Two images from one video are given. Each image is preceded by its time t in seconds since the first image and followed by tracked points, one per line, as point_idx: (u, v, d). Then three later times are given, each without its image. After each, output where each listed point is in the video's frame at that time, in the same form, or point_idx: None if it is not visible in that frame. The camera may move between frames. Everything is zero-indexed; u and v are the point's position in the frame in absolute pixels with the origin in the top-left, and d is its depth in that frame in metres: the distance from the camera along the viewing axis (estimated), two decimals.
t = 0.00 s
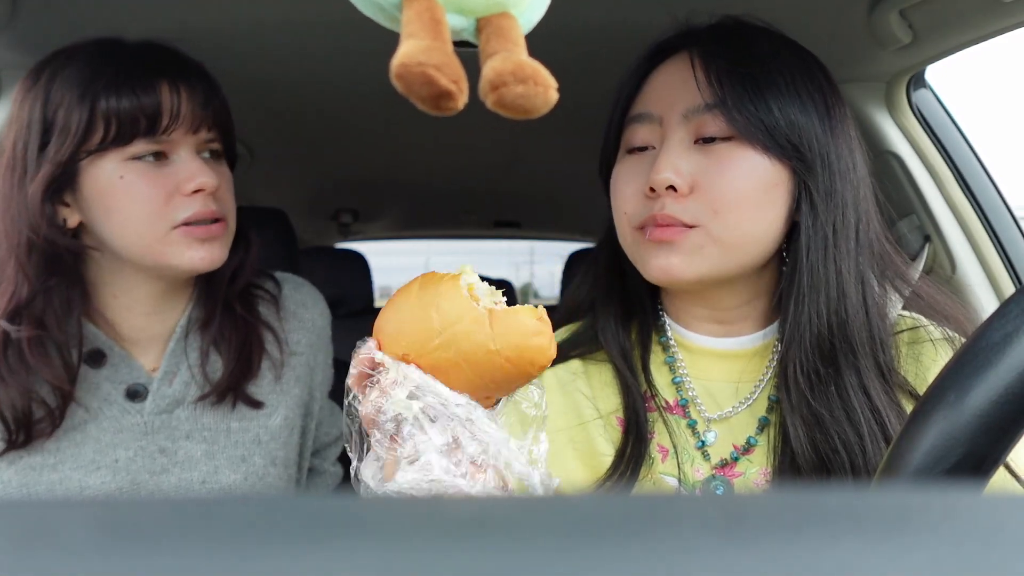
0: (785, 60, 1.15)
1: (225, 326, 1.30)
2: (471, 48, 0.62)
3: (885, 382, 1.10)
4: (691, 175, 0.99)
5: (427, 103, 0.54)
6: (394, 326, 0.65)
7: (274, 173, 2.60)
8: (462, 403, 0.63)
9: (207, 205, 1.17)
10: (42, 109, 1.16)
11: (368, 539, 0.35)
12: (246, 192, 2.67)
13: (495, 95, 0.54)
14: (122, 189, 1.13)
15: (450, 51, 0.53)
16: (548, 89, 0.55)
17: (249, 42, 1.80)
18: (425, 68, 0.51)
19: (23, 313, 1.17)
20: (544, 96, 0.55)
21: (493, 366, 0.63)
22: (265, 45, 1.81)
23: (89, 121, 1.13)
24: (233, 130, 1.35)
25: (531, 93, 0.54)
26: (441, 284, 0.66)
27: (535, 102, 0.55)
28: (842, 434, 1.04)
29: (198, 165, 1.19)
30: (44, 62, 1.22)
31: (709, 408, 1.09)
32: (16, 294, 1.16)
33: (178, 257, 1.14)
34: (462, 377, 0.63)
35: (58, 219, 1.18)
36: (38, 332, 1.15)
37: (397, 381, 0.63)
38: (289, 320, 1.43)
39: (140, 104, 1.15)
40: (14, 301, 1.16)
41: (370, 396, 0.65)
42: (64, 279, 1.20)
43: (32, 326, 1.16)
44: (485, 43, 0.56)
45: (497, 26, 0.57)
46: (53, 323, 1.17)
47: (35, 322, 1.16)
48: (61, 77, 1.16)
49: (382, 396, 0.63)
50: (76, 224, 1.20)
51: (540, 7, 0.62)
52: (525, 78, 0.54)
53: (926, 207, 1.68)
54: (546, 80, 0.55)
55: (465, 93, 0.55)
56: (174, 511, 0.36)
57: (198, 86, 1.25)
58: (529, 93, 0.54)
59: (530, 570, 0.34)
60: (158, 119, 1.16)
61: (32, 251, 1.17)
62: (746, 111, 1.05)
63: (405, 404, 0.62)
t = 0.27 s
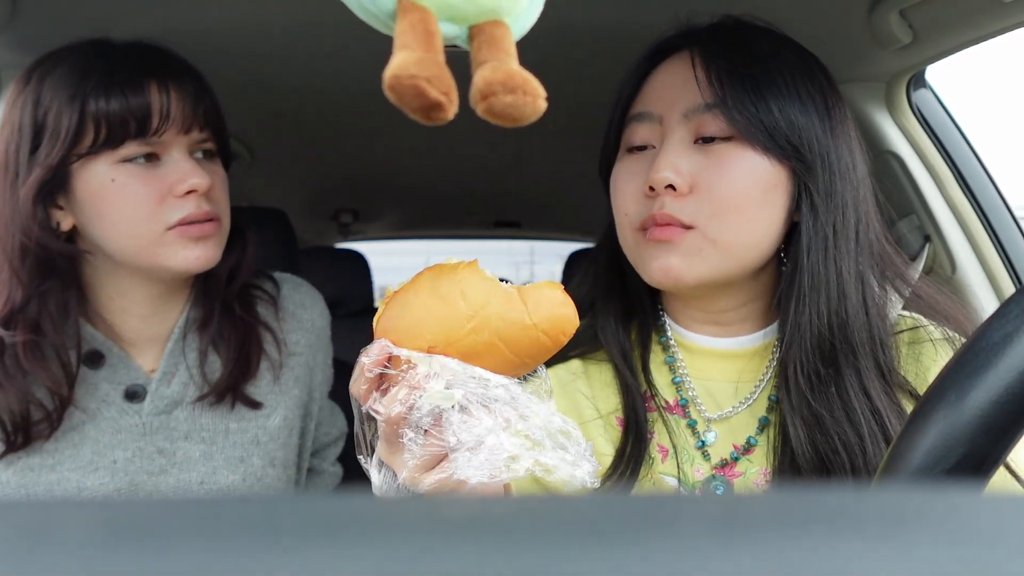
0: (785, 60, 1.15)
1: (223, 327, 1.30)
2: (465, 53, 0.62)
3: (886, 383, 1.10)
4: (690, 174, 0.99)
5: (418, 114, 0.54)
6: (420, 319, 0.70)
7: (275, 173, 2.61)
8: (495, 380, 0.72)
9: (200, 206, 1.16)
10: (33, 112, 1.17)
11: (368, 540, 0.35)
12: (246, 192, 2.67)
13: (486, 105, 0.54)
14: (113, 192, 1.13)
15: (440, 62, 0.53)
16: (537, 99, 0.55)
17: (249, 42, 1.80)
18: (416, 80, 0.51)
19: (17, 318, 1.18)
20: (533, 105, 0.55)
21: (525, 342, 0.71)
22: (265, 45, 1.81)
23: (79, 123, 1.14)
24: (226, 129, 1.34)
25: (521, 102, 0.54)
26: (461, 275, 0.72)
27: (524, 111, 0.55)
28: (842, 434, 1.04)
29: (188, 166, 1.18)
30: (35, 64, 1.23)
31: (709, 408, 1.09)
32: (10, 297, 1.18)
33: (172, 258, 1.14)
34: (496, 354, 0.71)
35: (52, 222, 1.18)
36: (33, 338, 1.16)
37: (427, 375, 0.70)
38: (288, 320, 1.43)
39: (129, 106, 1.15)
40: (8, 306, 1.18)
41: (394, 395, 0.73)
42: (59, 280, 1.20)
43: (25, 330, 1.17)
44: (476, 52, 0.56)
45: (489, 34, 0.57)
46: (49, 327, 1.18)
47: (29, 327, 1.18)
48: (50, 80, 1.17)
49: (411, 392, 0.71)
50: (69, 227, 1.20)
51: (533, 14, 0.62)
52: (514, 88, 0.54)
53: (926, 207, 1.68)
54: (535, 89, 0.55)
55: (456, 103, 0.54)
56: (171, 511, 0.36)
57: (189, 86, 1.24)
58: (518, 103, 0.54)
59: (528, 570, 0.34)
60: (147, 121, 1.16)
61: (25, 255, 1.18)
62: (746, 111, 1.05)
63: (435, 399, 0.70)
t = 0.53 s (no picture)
0: (786, 60, 1.15)
1: (224, 326, 1.30)
2: (466, 48, 0.62)
3: (886, 383, 1.10)
4: (691, 175, 0.99)
5: (414, 99, 0.54)
6: (417, 318, 0.70)
7: (275, 173, 2.61)
8: (493, 375, 0.72)
9: (197, 205, 1.16)
10: (30, 111, 1.17)
11: (370, 540, 0.35)
12: (246, 192, 2.67)
13: (484, 93, 0.54)
14: (109, 191, 1.13)
15: (438, 47, 0.53)
16: (537, 87, 0.55)
17: (250, 42, 1.80)
18: (412, 63, 0.51)
19: (16, 316, 1.19)
20: (534, 94, 0.54)
21: (523, 335, 0.71)
22: (265, 45, 1.82)
23: (75, 122, 1.14)
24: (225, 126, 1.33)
25: (520, 91, 0.54)
26: (457, 272, 0.72)
27: (524, 100, 0.54)
28: (842, 434, 1.05)
29: (185, 164, 1.18)
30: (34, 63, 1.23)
31: (709, 408, 1.09)
32: (7, 296, 1.19)
33: (168, 258, 1.14)
34: (494, 349, 0.71)
35: (49, 220, 1.19)
36: (29, 336, 1.17)
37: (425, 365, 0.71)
38: (288, 321, 1.43)
39: (125, 105, 1.15)
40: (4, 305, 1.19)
41: (392, 390, 0.73)
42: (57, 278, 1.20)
43: (22, 329, 1.18)
44: (475, 41, 0.57)
45: (487, 23, 0.57)
46: (46, 326, 1.18)
47: (26, 325, 1.18)
48: (49, 77, 1.17)
49: (410, 387, 0.72)
50: (66, 226, 1.20)
51: (534, 8, 0.62)
52: (514, 75, 0.53)
53: (926, 207, 1.68)
54: (535, 77, 0.55)
55: (453, 89, 0.54)
56: (171, 510, 0.36)
57: (186, 84, 1.23)
58: (517, 91, 0.54)
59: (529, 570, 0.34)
60: (143, 119, 1.15)
61: (21, 254, 1.19)
62: (747, 111, 1.05)
63: (435, 394, 0.71)
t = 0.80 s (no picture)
0: (785, 60, 1.15)
1: (224, 326, 1.30)
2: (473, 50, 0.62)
3: (885, 381, 1.10)
4: (692, 174, 0.99)
5: (429, 111, 0.54)
6: (417, 317, 0.71)
7: (275, 173, 2.61)
8: (484, 376, 0.72)
9: (193, 208, 1.16)
10: (27, 111, 1.17)
11: (373, 539, 0.35)
12: (246, 192, 2.67)
13: (497, 101, 0.54)
14: (105, 194, 1.13)
15: (452, 59, 0.53)
16: (549, 94, 0.55)
17: (250, 42, 1.80)
18: (428, 76, 0.51)
19: (14, 318, 1.18)
20: (547, 101, 0.55)
21: (517, 339, 0.71)
22: (265, 45, 1.82)
23: (69, 124, 1.14)
24: (222, 126, 1.32)
25: (533, 98, 0.54)
26: (456, 272, 0.73)
27: (537, 107, 0.55)
28: (841, 433, 1.05)
29: (180, 167, 1.17)
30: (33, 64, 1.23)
31: (709, 408, 1.09)
32: (6, 298, 1.19)
33: (163, 260, 1.14)
34: (488, 351, 0.71)
35: (47, 222, 1.19)
36: (29, 339, 1.17)
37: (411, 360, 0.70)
38: (288, 321, 1.42)
39: (119, 107, 1.14)
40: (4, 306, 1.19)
41: (385, 384, 0.73)
42: (54, 280, 1.20)
43: (21, 331, 1.17)
44: (486, 48, 0.56)
45: (498, 30, 0.57)
46: (46, 327, 1.18)
47: (26, 328, 1.17)
48: (45, 78, 1.17)
49: (400, 382, 0.72)
50: (65, 227, 1.20)
51: (542, 7, 0.61)
52: (526, 84, 0.54)
53: (926, 207, 1.68)
54: (548, 85, 0.55)
55: (467, 100, 0.54)
56: (172, 510, 0.36)
57: (181, 85, 1.22)
58: (530, 99, 0.54)
59: (529, 570, 0.34)
60: (137, 121, 1.15)
61: (19, 256, 1.19)
62: (747, 111, 1.05)
63: (422, 391, 0.70)
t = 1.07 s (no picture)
0: (788, 58, 1.15)
1: (224, 327, 1.30)
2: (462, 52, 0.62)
3: (887, 376, 1.10)
4: (699, 173, 0.99)
5: (410, 108, 0.54)
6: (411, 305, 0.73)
7: (275, 173, 2.61)
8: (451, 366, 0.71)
9: (190, 210, 1.15)
10: (22, 114, 1.18)
11: (371, 540, 0.35)
12: (246, 192, 2.67)
13: (480, 101, 0.54)
14: (100, 197, 1.13)
15: (435, 57, 0.53)
16: (531, 96, 0.55)
17: (250, 41, 1.80)
18: (410, 73, 0.51)
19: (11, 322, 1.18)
20: (528, 103, 0.54)
21: (487, 334, 0.69)
22: (265, 45, 1.82)
23: (62, 128, 1.13)
24: (218, 125, 1.31)
25: (515, 99, 0.54)
26: (451, 266, 0.73)
27: (519, 108, 0.55)
28: (843, 429, 1.04)
29: (175, 168, 1.17)
30: (29, 65, 1.23)
31: (711, 409, 1.09)
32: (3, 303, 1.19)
33: (160, 262, 1.14)
34: (461, 342, 0.70)
35: (44, 226, 1.20)
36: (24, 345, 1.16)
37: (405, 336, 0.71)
38: (290, 321, 1.42)
39: (111, 109, 1.14)
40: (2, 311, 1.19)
41: (376, 356, 0.74)
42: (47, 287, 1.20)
43: (18, 336, 1.17)
44: (471, 48, 0.56)
45: (484, 30, 0.57)
46: (44, 331, 1.18)
47: (24, 331, 1.18)
48: (39, 80, 1.17)
49: (388, 352, 0.72)
50: (62, 231, 1.21)
51: (531, 11, 0.62)
52: (508, 85, 0.53)
53: (927, 206, 1.68)
54: (530, 87, 0.55)
55: (449, 98, 0.54)
56: (169, 511, 0.36)
57: (173, 85, 1.22)
58: (512, 99, 0.54)
59: (528, 571, 0.34)
60: (130, 123, 1.14)
61: (15, 260, 1.19)
62: (752, 108, 1.05)
63: (406, 356, 0.70)
